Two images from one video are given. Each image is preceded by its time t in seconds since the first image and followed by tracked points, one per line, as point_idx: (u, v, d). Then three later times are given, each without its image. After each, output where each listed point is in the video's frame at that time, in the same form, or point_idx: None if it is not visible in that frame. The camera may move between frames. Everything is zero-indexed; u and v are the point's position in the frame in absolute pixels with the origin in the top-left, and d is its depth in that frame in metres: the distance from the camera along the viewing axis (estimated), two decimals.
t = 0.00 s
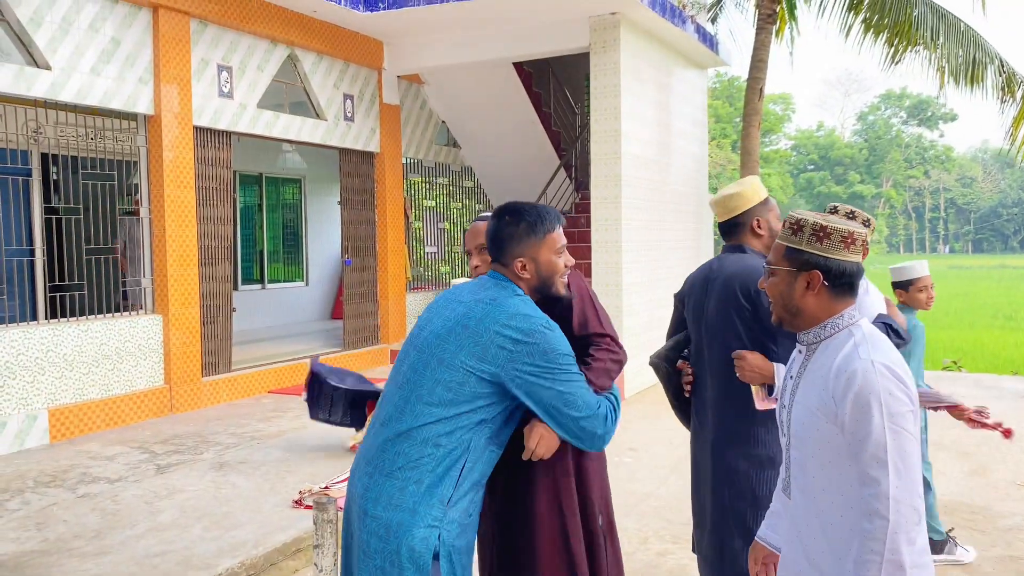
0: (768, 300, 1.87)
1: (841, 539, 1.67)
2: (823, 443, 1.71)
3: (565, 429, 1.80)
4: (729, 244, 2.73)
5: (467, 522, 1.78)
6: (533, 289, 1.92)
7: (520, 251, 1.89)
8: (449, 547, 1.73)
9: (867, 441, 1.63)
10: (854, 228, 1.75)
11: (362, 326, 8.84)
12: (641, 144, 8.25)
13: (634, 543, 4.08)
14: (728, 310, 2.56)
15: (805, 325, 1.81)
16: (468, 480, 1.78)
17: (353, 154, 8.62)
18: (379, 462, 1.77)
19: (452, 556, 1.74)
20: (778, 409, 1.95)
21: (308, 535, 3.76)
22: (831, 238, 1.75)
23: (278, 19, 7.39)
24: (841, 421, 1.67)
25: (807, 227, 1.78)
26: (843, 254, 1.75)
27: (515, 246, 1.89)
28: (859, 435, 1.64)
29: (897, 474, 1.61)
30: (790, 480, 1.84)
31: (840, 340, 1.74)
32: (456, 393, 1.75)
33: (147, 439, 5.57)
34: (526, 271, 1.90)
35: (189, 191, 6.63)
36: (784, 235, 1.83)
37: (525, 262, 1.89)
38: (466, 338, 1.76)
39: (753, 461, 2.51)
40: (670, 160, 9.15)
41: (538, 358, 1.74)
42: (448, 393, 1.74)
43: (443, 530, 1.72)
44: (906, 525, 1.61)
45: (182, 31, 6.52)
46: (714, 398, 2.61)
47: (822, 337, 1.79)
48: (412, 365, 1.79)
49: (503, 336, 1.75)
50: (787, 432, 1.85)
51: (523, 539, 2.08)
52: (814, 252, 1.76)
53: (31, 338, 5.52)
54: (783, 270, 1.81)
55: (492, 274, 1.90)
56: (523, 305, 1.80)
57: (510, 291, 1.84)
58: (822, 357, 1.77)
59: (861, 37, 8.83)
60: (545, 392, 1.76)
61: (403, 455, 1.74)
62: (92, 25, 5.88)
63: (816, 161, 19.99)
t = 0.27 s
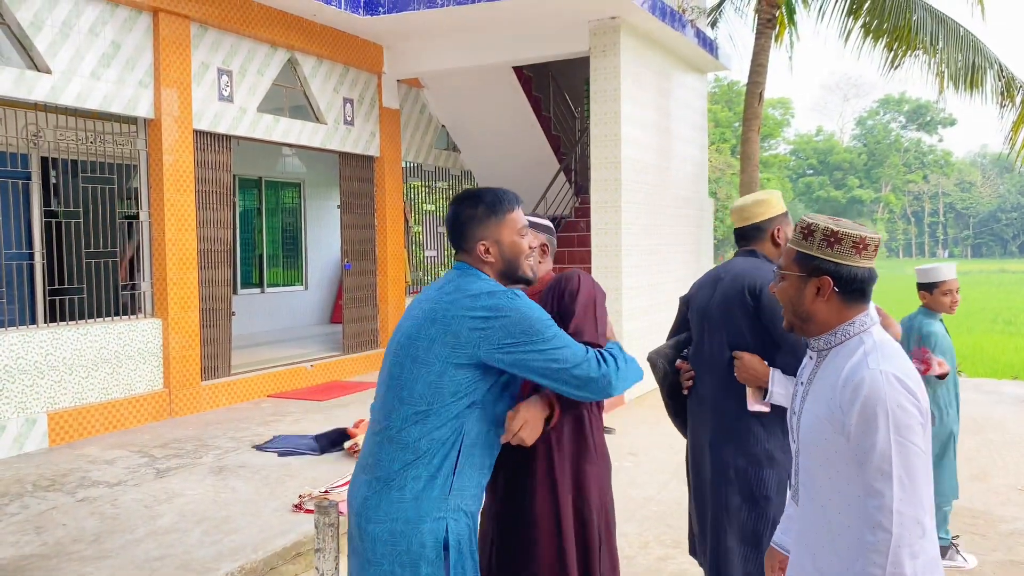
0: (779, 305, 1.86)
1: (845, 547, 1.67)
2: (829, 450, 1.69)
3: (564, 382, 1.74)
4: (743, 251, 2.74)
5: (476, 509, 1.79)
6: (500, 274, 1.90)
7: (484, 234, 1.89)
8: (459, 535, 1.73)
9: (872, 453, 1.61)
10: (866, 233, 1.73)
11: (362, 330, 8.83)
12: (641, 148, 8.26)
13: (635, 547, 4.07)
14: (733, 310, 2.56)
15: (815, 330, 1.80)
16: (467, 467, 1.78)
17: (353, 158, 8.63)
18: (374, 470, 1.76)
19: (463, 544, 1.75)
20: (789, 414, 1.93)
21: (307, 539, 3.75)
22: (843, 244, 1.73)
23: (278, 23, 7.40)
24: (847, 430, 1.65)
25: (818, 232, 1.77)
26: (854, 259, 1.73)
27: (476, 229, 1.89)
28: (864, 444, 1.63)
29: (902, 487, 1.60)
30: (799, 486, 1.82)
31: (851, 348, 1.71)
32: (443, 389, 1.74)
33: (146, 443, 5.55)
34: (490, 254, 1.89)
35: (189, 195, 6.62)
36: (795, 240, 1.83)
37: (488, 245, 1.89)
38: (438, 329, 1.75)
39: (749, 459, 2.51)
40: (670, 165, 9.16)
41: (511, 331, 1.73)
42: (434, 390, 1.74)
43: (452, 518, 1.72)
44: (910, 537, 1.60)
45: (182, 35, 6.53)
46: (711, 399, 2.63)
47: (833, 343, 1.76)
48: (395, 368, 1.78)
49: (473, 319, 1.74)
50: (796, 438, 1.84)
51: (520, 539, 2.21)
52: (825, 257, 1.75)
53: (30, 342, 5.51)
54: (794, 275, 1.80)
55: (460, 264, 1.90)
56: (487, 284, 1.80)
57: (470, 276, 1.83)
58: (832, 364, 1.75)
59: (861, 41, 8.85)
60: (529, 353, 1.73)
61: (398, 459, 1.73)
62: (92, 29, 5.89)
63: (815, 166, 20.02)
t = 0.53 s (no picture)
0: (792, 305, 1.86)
1: (847, 552, 1.67)
2: (837, 454, 1.69)
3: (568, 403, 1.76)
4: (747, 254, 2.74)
5: (494, 515, 1.78)
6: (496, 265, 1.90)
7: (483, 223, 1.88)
8: (477, 539, 1.73)
9: (879, 459, 1.61)
10: (884, 235, 1.71)
11: (359, 333, 8.82)
12: (639, 150, 8.27)
13: (634, 549, 4.06)
14: (729, 311, 2.57)
15: (828, 331, 1.80)
16: (481, 471, 1.76)
17: (351, 160, 8.62)
18: (388, 480, 1.78)
19: (484, 550, 1.74)
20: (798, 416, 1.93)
21: (306, 541, 3.74)
22: (860, 246, 1.72)
23: (276, 25, 7.40)
24: (855, 434, 1.65)
25: (836, 232, 1.76)
26: (871, 262, 1.72)
27: (478, 217, 1.88)
28: (871, 450, 1.62)
29: (907, 495, 1.59)
30: (805, 489, 1.82)
31: (863, 351, 1.71)
32: (450, 394, 1.74)
33: (143, 445, 5.54)
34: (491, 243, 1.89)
35: (187, 197, 6.61)
36: (811, 239, 1.82)
37: (489, 234, 1.89)
38: (443, 333, 1.76)
39: (744, 459, 2.51)
40: (668, 167, 9.17)
41: (512, 332, 1.72)
42: (443, 397, 1.74)
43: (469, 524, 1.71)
44: (913, 546, 1.59)
45: (181, 37, 6.53)
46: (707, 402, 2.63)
47: (844, 346, 1.76)
48: (403, 376, 1.79)
49: (471, 321, 1.74)
50: (803, 441, 1.84)
51: (516, 541, 2.22)
52: (841, 258, 1.75)
53: (27, 344, 5.49)
54: (809, 275, 1.80)
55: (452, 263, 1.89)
56: (481, 284, 1.79)
57: (468, 276, 1.83)
58: (843, 368, 1.75)
59: (858, 44, 8.86)
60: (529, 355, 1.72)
61: (411, 468, 1.74)
62: (91, 30, 5.88)
63: (812, 168, 20.04)
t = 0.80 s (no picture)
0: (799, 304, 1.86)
1: (844, 553, 1.68)
2: (839, 457, 1.70)
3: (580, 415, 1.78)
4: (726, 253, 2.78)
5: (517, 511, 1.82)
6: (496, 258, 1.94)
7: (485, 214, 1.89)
8: (505, 536, 1.76)
9: (879, 463, 1.62)
10: (892, 236, 1.71)
11: (356, 333, 8.81)
12: (636, 151, 8.28)
13: (631, 550, 4.07)
14: (710, 312, 2.60)
15: (834, 332, 1.80)
16: (504, 469, 1.78)
17: (348, 160, 8.62)
18: (410, 476, 1.78)
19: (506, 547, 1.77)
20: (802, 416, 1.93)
21: (302, 542, 3.74)
22: (869, 246, 1.72)
23: (273, 25, 7.39)
24: (856, 437, 1.66)
25: (844, 232, 1.75)
26: (879, 264, 1.71)
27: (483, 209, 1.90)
28: (872, 455, 1.63)
29: (906, 500, 1.60)
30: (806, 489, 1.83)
31: (868, 354, 1.71)
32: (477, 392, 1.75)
33: (139, 446, 5.53)
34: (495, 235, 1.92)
35: (184, 197, 6.60)
36: (819, 239, 1.82)
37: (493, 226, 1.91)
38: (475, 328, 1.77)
39: (735, 458, 2.51)
40: (664, 168, 9.18)
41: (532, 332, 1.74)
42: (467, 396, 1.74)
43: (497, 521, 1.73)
44: (910, 551, 1.60)
45: (177, 37, 6.52)
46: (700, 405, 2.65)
47: (850, 347, 1.76)
48: (428, 370, 1.79)
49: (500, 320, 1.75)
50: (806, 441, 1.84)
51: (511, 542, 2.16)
52: (850, 259, 1.74)
53: (23, 344, 5.48)
54: (817, 275, 1.79)
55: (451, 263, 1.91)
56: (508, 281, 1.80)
57: (483, 273, 1.83)
58: (846, 369, 1.75)
59: (854, 46, 8.88)
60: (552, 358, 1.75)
61: (438, 464, 1.74)
62: (87, 30, 5.87)
63: (808, 170, 20.08)
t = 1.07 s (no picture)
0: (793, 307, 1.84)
1: (844, 555, 1.69)
2: (836, 459, 1.70)
3: (565, 421, 1.77)
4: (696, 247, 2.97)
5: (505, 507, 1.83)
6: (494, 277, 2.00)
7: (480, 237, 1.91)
8: (496, 530, 1.78)
9: (877, 466, 1.63)
10: (887, 237, 1.69)
11: (351, 333, 8.81)
12: (632, 151, 8.28)
13: (626, 549, 4.07)
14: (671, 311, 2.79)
15: (831, 335, 1.78)
16: (496, 465, 1.81)
17: (343, 159, 8.61)
18: (402, 469, 1.77)
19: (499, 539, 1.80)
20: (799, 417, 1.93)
21: (297, 542, 3.73)
22: (864, 248, 1.70)
23: (268, 24, 7.38)
24: (853, 440, 1.66)
25: (839, 234, 1.73)
26: (874, 265, 1.70)
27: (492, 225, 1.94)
28: (869, 457, 1.64)
29: (903, 503, 1.61)
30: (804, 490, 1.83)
31: (863, 356, 1.71)
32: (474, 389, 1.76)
33: (134, 446, 5.52)
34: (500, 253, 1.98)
35: (179, 196, 6.59)
36: (813, 241, 1.80)
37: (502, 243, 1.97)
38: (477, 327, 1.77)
39: (694, 445, 2.74)
40: (660, 167, 9.18)
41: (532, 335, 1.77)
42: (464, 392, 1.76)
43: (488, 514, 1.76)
44: (908, 552, 1.62)
45: (172, 36, 6.50)
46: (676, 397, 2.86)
47: (845, 348, 1.76)
48: (422, 365, 1.78)
49: (504, 322, 1.78)
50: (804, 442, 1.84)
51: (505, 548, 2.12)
52: (845, 261, 1.72)
53: (16, 343, 5.47)
54: (811, 278, 1.78)
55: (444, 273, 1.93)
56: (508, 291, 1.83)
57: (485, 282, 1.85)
58: (843, 371, 1.75)
59: (849, 46, 8.89)
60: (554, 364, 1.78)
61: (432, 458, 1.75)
62: (81, 29, 5.85)
63: (803, 170, 20.10)
